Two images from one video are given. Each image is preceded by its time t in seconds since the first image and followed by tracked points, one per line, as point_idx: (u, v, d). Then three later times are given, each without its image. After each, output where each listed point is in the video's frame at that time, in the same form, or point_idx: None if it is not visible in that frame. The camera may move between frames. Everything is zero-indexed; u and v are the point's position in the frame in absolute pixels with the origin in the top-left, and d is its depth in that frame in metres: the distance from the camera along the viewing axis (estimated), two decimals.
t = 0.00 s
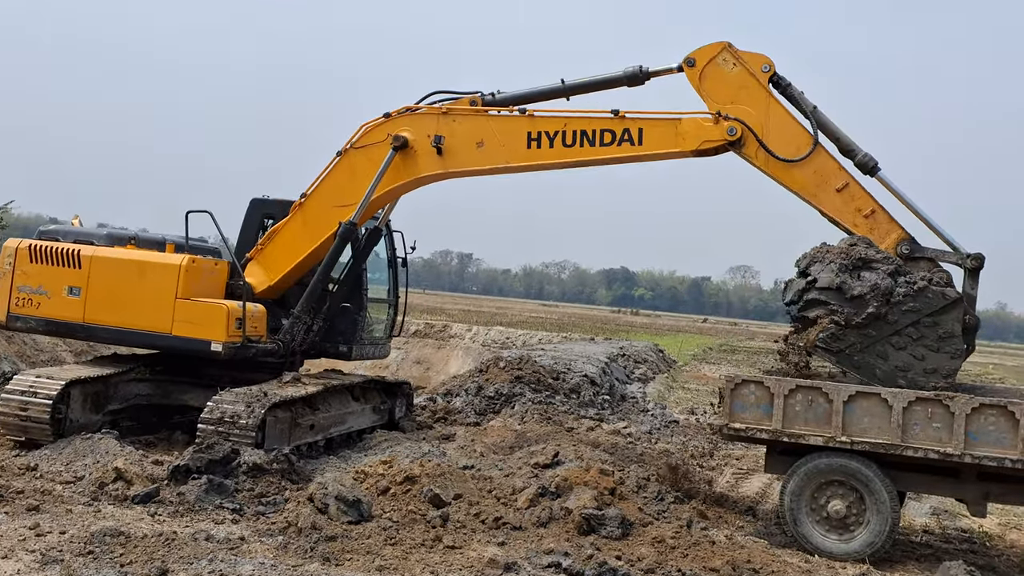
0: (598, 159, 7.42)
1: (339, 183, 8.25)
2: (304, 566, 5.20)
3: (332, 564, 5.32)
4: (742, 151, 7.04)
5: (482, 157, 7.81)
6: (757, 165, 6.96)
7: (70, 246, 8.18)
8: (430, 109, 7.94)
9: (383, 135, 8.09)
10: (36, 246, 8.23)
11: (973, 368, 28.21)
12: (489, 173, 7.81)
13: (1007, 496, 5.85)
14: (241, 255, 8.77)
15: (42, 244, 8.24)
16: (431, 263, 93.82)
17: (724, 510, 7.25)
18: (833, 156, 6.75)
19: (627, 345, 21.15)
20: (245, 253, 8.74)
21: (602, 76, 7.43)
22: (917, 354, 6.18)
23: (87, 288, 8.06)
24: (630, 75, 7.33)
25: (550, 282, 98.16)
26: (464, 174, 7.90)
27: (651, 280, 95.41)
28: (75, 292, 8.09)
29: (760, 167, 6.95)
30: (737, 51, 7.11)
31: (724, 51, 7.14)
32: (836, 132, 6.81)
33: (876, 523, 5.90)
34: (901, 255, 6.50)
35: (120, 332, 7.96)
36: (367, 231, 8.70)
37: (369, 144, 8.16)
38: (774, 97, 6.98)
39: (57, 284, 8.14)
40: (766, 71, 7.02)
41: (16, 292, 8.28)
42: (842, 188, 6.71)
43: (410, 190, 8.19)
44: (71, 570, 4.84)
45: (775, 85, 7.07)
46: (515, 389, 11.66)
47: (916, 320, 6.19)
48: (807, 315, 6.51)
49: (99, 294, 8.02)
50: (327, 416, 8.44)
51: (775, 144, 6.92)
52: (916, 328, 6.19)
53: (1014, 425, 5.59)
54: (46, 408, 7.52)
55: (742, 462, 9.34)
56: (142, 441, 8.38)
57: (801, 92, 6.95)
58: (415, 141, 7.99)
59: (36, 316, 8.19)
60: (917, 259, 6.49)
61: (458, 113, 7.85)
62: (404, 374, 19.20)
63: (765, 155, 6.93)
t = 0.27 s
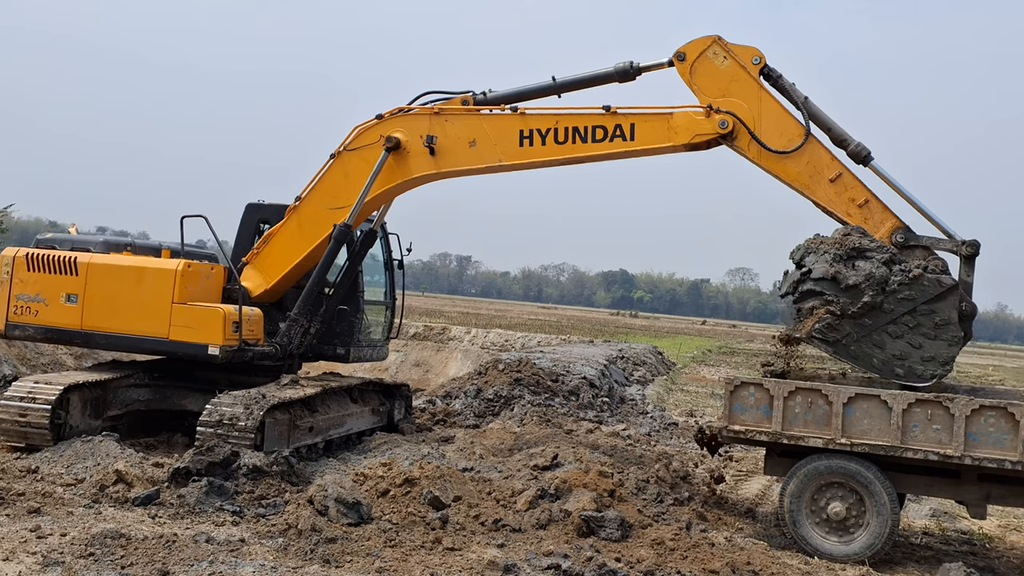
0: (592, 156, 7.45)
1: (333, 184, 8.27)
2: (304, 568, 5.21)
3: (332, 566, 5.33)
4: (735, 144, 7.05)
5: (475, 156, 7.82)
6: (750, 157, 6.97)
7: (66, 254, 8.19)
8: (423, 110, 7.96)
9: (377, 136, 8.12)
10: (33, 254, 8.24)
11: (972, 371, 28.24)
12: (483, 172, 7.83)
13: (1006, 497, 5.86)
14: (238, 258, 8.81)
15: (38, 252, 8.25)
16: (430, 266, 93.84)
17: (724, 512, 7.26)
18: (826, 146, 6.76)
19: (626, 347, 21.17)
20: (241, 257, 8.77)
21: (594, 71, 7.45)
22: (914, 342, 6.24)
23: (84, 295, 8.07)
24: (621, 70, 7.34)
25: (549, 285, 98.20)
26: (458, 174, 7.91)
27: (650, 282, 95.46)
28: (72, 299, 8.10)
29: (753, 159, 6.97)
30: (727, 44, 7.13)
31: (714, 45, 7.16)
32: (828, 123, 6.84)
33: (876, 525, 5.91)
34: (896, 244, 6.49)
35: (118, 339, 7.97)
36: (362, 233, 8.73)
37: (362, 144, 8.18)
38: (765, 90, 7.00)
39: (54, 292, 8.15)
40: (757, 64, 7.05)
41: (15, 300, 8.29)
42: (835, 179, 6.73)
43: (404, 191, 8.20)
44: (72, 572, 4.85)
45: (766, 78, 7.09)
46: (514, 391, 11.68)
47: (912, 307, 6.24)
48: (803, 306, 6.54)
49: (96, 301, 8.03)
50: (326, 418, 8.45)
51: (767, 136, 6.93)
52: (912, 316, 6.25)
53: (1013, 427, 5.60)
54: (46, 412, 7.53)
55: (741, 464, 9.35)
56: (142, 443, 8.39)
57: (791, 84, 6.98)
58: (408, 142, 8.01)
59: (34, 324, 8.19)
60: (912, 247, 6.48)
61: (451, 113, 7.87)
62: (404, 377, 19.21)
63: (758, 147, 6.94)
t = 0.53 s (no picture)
0: (589, 154, 7.45)
1: (331, 183, 8.27)
2: (304, 569, 5.21)
3: (332, 567, 5.33)
4: (732, 140, 7.07)
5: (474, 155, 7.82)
6: (748, 153, 6.99)
7: (66, 255, 8.19)
8: (420, 109, 7.96)
9: (374, 136, 8.11)
10: (32, 256, 8.24)
11: (972, 372, 28.28)
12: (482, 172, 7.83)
13: (1006, 498, 5.86)
14: (237, 260, 8.82)
15: (38, 254, 8.25)
16: (430, 267, 93.84)
17: (724, 512, 7.27)
18: (823, 140, 6.75)
19: (625, 348, 21.19)
20: (240, 258, 8.78)
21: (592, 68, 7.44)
22: (914, 335, 6.28)
23: (83, 296, 8.07)
24: (618, 67, 7.34)
25: (548, 286, 98.23)
26: (456, 173, 7.92)
27: (649, 283, 95.48)
28: (72, 300, 8.10)
29: (750, 155, 6.99)
30: (723, 40, 7.13)
31: (710, 41, 7.17)
32: (825, 119, 6.84)
33: (876, 525, 5.91)
34: (896, 237, 6.47)
35: (117, 340, 7.97)
36: (361, 233, 8.74)
37: (360, 144, 8.18)
38: (761, 85, 7.00)
39: (54, 293, 8.15)
40: (753, 59, 7.04)
41: (14, 302, 8.29)
42: (833, 173, 6.71)
43: (402, 191, 8.21)
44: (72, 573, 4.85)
45: (762, 73, 7.09)
46: (513, 392, 11.68)
47: (911, 300, 6.27)
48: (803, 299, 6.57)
49: (96, 303, 8.03)
50: (326, 419, 8.45)
51: (764, 132, 6.94)
52: (911, 309, 6.28)
53: (1014, 428, 5.61)
54: (46, 414, 7.53)
55: (741, 465, 9.36)
56: (142, 445, 8.39)
57: (788, 79, 6.98)
58: (406, 142, 8.01)
59: (34, 326, 8.19)
60: (911, 241, 6.46)
61: (448, 113, 7.88)
62: (403, 378, 19.21)
63: (756, 143, 6.95)
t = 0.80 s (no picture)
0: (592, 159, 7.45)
1: (334, 186, 8.27)
2: (304, 570, 5.20)
3: (332, 568, 5.33)
4: (736, 149, 7.05)
5: (476, 159, 7.82)
6: (751, 162, 6.98)
7: (67, 256, 8.19)
8: (424, 113, 7.96)
9: (377, 140, 8.11)
10: (33, 256, 8.24)
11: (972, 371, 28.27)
12: (483, 176, 7.84)
13: (1007, 498, 5.85)
14: (238, 261, 8.82)
15: (39, 254, 8.25)
16: (429, 268, 93.83)
17: (724, 512, 7.26)
18: (827, 151, 6.76)
19: (625, 348, 21.18)
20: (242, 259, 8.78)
21: (595, 75, 7.45)
22: (916, 348, 6.22)
23: (84, 297, 8.06)
24: (622, 74, 7.35)
25: (548, 286, 98.25)
26: (458, 177, 7.92)
27: (649, 283, 95.48)
28: (72, 301, 8.10)
29: (754, 164, 6.98)
30: (728, 48, 7.14)
31: (714, 50, 7.17)
32: (830, 128, 6.84)
33: (876, 525, 5.91)
34: (897, 249, 6.48)
35: (118, 341, 7.97)
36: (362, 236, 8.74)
37: (363, 147, 8.18)
38: (766, 95, 7.01)
39: (54, 294, 8.15)
40: (757, 69, 7.06)
41: (15, 302, 8.29)
42: (836, 184, 6.73)
43: (404, 194, 8.21)
44: None
45: (766, 82, 7.09)
46: (513, 393, 11.68)
47: (913, 314, 6.22)
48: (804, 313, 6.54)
49: (96, 304, 8.03)
50: (326, 420, 8.44)
51: (768, 142, 6.94)
52: (913, 323, 6.23)
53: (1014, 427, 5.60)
54: (46, 416, 7.53)
55: (741, 465, 9.36)
56: (142, 446, 8.38)
57: (793, 88, 6.98)
58: (409, 145, 8.01)
59: (35, 326, 8.19)
60: (913, 253, 6.47)
61: (451, 116, 7.87)
62: (403, 378, 19.20)
63: (759, 152, 6.95)
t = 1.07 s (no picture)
0: (594, 160, 7.47)
1: (336, 187, 8.28)
2: (305, 570, 5.22)
3: (332, 568, 5.34)
4: (738, 151, 7.07)
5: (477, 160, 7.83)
6: (753, 164, 7.01)
7: (69, 255, 8.21)
8: (425, 114, 7.97)
9: (378, 140, 8.13)
10: (35, 256, 8.25)
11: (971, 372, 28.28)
12: (485, 177, 7.85)
13: (1007, 498, 5.87)
14: (239, 261, 8.83)
15: (41, 253, 8.26)
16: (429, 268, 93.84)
17: (724, 513, 7.28)
18: (829, 153, 6.78)
19: (625, 349, 21.20)
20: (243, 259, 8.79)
21: (597, 77, 7.47)
22: (923, 352, 6.24)
23: (86, 297, 8.08)
24: (624, 75, 7.36)
25: (547, 287, 98.30)
26: (459, 178, 7.93)
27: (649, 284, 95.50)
28: (74, 300, 8.11)
29: (756, 165, 7.00)
30: (731, 50, 7.15)
31: (717, 51, 7.18)
32: (833, 130, 6.85)
33: (877, 525, 5.92)
34: (899, 252, 6.50)
35: (119, 340, 7.98)
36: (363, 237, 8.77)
37: (364, 148, 8.19)
38: (768, 96, 7.02)
39: (56, 293, 8.16)
40: (760, 70, 7.07)
41: (17, 301, 8.30)
42: (839, 186, 6.74)
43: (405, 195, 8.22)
44: None
45: (769, 84, 7.11)
46: (513, 393, 11.69)
47: (919, 317, 6.24)
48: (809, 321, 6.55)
49: (98, 303, 8.05)
50: (326, 421, 8.45)
51: (770, 143, 6.96)
52: (919, 326, 6.25)
53: (1014, 427, 5.62)
54: (47, 416, 7.54)
55: (741, 465, 9.37)
56: (143, 446, 8.39)
57: (796, 90, 6.99)
58: (410, 146, 8.03)
59: (36, 325, 8.20)
60: (916, 255, 6.48)
61: (452, 117, 7.89)
62: (403, 379, 19.21)
63: (761, 154, 6.97)
